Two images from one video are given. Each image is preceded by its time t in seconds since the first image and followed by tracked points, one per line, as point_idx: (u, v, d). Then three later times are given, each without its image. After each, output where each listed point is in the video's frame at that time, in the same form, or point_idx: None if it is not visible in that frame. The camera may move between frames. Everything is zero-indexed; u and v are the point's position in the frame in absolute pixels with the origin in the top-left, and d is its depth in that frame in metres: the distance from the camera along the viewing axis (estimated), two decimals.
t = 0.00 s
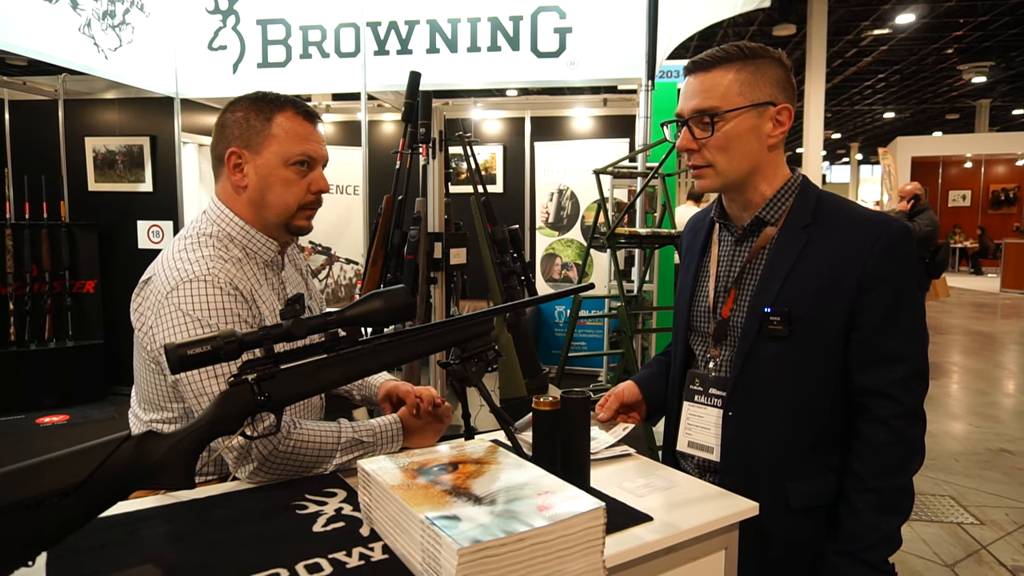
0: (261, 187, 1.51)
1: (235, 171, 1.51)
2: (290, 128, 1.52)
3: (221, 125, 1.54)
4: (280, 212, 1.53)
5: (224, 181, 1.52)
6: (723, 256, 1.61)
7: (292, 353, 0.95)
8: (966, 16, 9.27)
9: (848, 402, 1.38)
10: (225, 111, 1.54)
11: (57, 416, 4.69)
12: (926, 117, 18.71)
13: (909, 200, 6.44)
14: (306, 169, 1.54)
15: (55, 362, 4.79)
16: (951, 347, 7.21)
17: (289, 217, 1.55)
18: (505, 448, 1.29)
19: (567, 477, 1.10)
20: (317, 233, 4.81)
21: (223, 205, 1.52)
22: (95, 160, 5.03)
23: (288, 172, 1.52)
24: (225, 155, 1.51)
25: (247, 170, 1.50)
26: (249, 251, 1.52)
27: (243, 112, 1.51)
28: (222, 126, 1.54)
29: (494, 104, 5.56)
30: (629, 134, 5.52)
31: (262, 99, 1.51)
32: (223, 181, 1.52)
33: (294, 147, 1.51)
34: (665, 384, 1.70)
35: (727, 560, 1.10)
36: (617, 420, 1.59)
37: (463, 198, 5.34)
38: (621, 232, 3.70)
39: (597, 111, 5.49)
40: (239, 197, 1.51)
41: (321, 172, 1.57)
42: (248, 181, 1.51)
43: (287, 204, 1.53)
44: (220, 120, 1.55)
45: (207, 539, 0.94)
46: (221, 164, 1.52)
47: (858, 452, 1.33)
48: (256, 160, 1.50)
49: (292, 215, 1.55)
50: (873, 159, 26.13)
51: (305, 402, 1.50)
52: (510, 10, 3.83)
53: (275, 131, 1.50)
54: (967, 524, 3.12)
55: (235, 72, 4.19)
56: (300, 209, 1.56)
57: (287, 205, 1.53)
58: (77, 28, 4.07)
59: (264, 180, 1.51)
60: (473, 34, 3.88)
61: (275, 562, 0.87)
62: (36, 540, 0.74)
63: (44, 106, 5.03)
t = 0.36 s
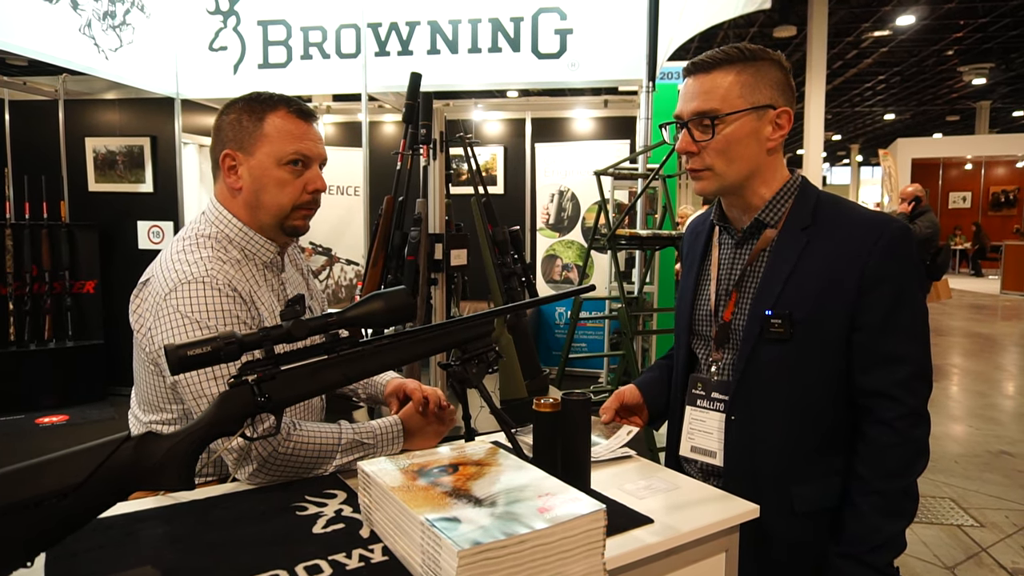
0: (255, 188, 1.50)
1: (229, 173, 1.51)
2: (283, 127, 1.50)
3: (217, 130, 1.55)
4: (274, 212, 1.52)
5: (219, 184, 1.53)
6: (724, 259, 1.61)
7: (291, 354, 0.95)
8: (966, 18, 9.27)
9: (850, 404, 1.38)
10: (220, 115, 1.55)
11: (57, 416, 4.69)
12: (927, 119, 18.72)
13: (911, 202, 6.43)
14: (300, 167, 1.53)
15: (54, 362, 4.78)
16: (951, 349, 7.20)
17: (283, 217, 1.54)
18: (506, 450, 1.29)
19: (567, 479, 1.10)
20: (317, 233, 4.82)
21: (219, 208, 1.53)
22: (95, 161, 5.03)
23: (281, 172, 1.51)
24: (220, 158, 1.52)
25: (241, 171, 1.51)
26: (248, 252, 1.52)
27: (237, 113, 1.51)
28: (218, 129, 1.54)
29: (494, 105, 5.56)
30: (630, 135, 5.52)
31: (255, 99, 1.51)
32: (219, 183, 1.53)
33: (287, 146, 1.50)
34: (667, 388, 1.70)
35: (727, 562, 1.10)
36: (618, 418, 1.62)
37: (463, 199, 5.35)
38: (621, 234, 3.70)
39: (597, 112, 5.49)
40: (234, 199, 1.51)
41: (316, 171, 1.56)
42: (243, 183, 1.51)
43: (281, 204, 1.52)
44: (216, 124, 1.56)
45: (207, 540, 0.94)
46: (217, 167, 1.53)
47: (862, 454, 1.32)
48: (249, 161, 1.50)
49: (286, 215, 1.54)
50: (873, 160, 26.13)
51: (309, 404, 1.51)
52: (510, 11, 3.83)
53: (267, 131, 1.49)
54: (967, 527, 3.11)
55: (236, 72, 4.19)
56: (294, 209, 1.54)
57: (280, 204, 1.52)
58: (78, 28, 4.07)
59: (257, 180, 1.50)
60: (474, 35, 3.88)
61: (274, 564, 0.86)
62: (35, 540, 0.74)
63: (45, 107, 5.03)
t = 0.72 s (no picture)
0: (256, 188, 1.50)
1: (231, 174, 1.51)
2: (284, 127, 1.51)
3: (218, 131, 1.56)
4: (276, 212, 1.52)
5: (220, 185, 1.53)
6: (724, 260, 1.61)
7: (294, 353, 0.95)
8: (970, 20, 9.26)
9: (850, 406, 1.38)
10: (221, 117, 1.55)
11: (59, 415, 4.69)
12: (930, 121, 18.69)
13: (914, 203, 6.38)
14: (302, 167, 1.53)
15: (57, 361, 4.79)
16: (954, 352, 7.19)
17: (285, 217, 1.54)
18: (507, 450, 1.29)
19: (568, 480, 1.09)
20: (320, 233, 4.82)
21: (220, 208, 1.53)
22: (99, 160, 5.04)
23: (282, 171, 1.51)
24: (221, 159, 1.53)
25: (242, 171, 1.51)
26: (250, 251, 1.52)
27: (237, 114, 1.52)
28: (219, 130, 1.55)
29: (496, 106, 5.57)
30: (632, 136, 5.51)
31: (256, 99, 1.51)
32: (220, 184, 1.53)
33: (288, 145, 1.51)
34: (668, 389, 1.70)
35: (729, 564, 1.09)
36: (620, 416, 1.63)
37: (465, 199, 5.35)
38: (623, 235, 3.69)
39: (600, 113, 5.49)
40: (235, 199, 1.51)
41: (318, 171, 1.56)
42: (244, 183, 1.51)
43: (282, 203, 1.52)
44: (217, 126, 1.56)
45: (207, 539, 0.94)
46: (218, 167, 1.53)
47: (862, 456, 1.32)
48: (250, 161, 1.50)
49: (288, 214, 1.54)
50: (876, 162, 26.10)
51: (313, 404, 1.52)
52: (513, 12, 3.83)
53: (267, 131, 1.50)
54: (969, 529, 3.11)
55: (239, 72, 4.20)
56: (296, 208, 1.54)
57: (282, 204, 1.52)
58: (82, 27, 4.08)
59: (259, 180, 1.50)
60: (477, 36, 3.89)
61: (275, 563, 0.86)
62: (37, 539, 0.74)
63: (49, 106, 5.04)
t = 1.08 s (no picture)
0: (265, 192, 1.51)
1: (238, 177, 1.51)
2: (295, 133, 1.52)
3: (222, 131, 1.54)
4: (283, 216, 1.53)
5: (226, 186, 1.52)
6: (726, 263, 1.61)
7: (294, 356, 0.95)
8: (969, 22, 9.27)
9: (853, 408, 1.38)
10: (227, 116, 1.54)
11: (59, 419, 4.68)
12: (929, 122, 18.71)
13: (914, 205, 6.32)
14: (311, 173, 1.55)
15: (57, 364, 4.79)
16: (954, 352, 7.19)
17: (292, 221, 1.56)
18: (507, 452, 1.29)
19: (568, 483, 1.09)
20: (319, 236, 4.83)
21: (225, 210, 1.52)
22: (99, 163, 5.05)
23: (291, 176, 1.52)
24: (228, 160, 1.51)
25: (251, 175, 1.51)
26: (250, 254, 1.52)
27: (245, 116, 1.51)
28: (225, 130, 1.53)
29: (496, 108, 5.58)
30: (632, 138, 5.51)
31: (265, 102, 1.51)
32: (226, 185, 1.52)
33: (299, 152, 1.52)
34: (670, 391, 1.70)
35: (729, 565, 1.09)
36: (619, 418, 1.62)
37: (465, 201, 5.36)
38: (623, 236, 3.69)
39: (600, 115, 5.49)
40: (242, 202, 1.51)
41: (325, 177, 1.58)
42: (252, 186, 1.51)
43: (290, 208, 1.53)
44: (222, 125, 1.54)
45: (207, 542, 0.94)
46: (224, 169, 1.52)
47: (862, 457, 1.32)
48: (259, 165, 1.50)
49: (295, 219, 1.55)
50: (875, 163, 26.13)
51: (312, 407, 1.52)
52: (512, 14, 3.84)
53: (278, 136, 1.50)
54: (970, 531, 3.10)
55: (239, 75, 4.21)
56: (303, 213, 1.56)
57: (290, 208, 1.53)
58: (81, 30, 4.09)
59: (268, 184, 1.51)
60: (476, 38, 3.89)
61: (275, 566, 0.86)
62: (36, 543, 0.74)
63: (48, 110, 5.05)
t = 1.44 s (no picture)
0: (277, 195, 1.51)
1: (249, 180, 1.50)
2: (304, 135, 1.52)
3: (229, 131, 1.52)
4: (292, 218, 1.54)
5: (234, 187, 1.51)
6: (727, 262, 1.61)
7: (296, 356, 0.95)
8: (972, 21, 9.25)
9: (852, 409, 1.38)
10: (234, 116, 1.52)
11: (61, 418, 4.70)
12: (932, 121, 18.68)
13: (917, 204, 6.22)
14: (320, 174, 1.55)
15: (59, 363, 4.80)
16: (957, 352, 7.18)
17: (301, 222, 1.57)
18: (509, 452, 1.29)
19: (570, 482, 1.09)
20: (321, 236, 4.84)
21: (232, 212, 1.52)
22: (100, 163, 5.05)
23: (301, 178, 1.52)
24: (238, 162, 1.50)
25: (262, 178, 1.50)
26: (252, 254, 1.52)
27: (252, 117, 1.49)
28: (231, 131, 1.51)
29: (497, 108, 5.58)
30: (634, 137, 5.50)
31: (271, 104, 1.50)
32: (235, 186, 1.51)
33: (309, 155, 1.52)
34: (670, 391, 1.70)
35: (731, 565, 1.09)
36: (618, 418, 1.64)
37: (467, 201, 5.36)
38: (625, 236, 3.70)
39: (601, 114, 5.48)
40: (252, 203, 1.51)
41: (332, 177, 1.59)
42: (264, 189, 1.50)
43: (301, 210, 1.54)
44: (228, 125, 1.52)
45: (208, 542, 0.94)
46: (232, 169, 1.51)
47: (864, 459, 1.32)
48: (271, 168, 1.50)
49: (304, 220, 1.56)
50: (877, 163, 26.11)
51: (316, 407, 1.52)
52: (513, 13, 3.84)
53: (288, 138, 1.50)
54: (973, 531, 3.10)
55: (241, 75, 4.22)
56: (312, 214, 1.57)
57: (299, 210, 1.54)
58: (83, 30, 4.09)
59: (279, 186, 1.51)
60: (477, 38, 3.89)
61: (277, 565, 0.86)
62: (37, 543, 0.74)
63: (50, 109, 5.06)
